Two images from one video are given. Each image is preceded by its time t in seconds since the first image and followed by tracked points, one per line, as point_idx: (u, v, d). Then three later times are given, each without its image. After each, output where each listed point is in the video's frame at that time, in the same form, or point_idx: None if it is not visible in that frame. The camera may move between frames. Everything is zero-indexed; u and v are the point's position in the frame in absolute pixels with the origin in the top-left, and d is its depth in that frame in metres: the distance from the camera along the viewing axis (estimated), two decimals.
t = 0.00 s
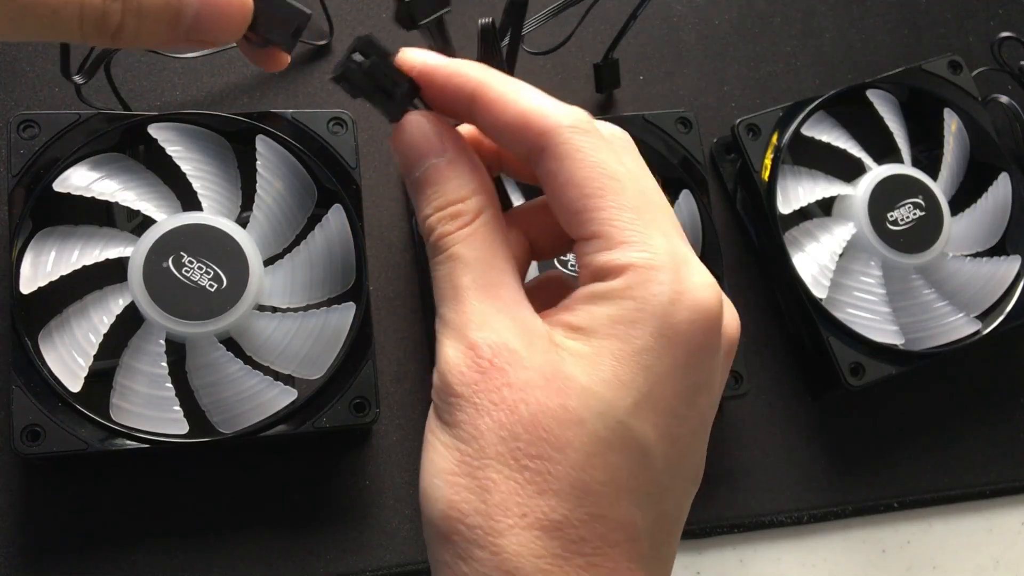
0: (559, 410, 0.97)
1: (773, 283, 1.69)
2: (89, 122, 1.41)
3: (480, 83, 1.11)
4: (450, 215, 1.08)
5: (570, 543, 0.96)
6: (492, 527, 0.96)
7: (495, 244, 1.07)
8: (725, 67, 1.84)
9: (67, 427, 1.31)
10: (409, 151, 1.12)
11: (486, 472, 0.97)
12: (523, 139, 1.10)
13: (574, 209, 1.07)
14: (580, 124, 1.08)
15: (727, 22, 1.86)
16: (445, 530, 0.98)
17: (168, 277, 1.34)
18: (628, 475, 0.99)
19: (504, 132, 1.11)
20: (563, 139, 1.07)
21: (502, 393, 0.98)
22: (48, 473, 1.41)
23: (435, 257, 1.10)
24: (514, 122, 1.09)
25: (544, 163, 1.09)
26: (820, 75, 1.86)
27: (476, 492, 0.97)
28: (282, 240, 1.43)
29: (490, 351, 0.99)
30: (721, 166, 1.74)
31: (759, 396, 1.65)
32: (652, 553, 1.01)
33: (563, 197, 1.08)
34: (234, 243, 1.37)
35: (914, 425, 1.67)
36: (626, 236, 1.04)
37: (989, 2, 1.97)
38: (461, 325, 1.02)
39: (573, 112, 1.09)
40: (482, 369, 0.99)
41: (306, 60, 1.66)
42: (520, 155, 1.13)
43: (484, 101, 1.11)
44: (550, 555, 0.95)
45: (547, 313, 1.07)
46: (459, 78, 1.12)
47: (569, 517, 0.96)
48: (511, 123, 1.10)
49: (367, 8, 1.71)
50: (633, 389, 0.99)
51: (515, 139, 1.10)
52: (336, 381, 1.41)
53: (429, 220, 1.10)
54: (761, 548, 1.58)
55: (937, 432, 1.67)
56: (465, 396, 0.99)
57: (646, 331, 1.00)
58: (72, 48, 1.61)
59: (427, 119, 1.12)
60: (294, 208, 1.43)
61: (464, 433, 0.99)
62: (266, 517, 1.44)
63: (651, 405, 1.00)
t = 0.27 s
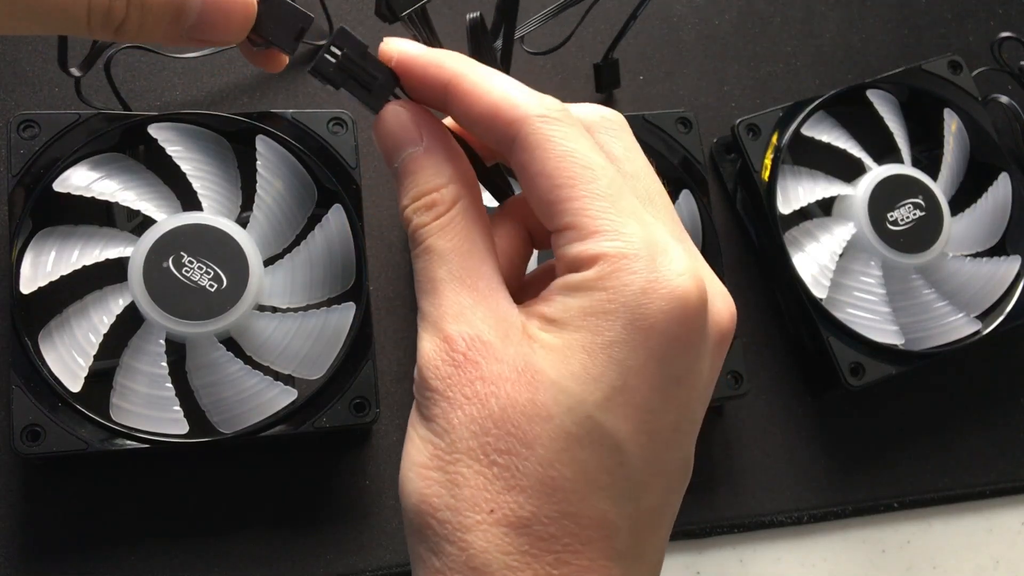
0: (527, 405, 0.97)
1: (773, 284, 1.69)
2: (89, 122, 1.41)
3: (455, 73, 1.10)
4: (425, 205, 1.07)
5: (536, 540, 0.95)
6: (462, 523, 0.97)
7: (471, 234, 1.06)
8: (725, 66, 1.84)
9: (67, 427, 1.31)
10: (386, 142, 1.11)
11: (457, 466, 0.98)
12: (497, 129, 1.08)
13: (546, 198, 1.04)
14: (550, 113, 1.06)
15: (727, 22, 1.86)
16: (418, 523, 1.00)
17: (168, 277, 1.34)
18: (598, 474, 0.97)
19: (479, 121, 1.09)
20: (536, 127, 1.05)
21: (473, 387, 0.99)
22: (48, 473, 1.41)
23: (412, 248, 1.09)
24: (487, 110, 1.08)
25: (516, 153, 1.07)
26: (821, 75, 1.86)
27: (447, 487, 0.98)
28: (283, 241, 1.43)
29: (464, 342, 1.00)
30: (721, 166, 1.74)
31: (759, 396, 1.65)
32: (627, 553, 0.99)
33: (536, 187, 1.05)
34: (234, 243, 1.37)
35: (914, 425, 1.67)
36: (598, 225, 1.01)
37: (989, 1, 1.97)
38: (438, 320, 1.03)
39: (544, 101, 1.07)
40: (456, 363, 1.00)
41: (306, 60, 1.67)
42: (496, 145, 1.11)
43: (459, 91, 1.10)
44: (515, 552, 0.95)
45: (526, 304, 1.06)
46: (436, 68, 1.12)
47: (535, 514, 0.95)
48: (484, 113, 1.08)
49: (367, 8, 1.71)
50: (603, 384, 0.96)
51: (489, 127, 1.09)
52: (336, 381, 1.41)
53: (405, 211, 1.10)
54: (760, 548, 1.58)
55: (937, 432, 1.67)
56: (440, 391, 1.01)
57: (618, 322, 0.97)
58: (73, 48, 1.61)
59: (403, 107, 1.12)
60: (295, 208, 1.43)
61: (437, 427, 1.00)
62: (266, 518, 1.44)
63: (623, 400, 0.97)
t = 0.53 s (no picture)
0: (518, 409, 0.97)
1: (773, 284, 1.69)
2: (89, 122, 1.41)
3: (443, 76, 1.10)
4: (415, 208, 1.07)
5: (527, 546, 0.95)
6: (453, 529, 0.97)
7: (462, 237, 1.06)
8: (725, 66, 1.84)
9: (67, 427, 1.31)
10: (375, 145, 1.11)
11: (449, 471, 0.98)
12: (487, 131, 1.08)
13: (536, 201, 1.04)
14: (539, 115, 1.06)
15: (727, 22, 1.86)
16: (410, 528, 1.00)
17: (168, 277, 1.34)
18: (589, 478, 0.96)
19: (468, 124, 1.09)
20: (525, 130, 1.05)
21: (464, 392, 0.99)
22: (48, 473, 1.41)
23: (403, 251, 1.09)
24: (476, 113, 1.08)
25: (506, 156, 1.07)
26: (821, 75, 1.86)
27: (439, 492, 0.98)
28: (283, 240, 1.43)
29: (455, 346, 1.00)
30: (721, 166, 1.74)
31: (759, 397, 1.65)
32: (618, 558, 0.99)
33: (526, 190, 1.05)
34: (234, 243, 1.37)
35: (914, 425, 1.67)
36: (588, 227, 1.01)
37: (989, 1, 1.97)
38: (428, 324, 1.03)
39: (533, 103, 1.07)
40: (447, 368, 1.00)
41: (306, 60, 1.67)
42: (485, 148, 1.11)
43: (448, 94, 1.10)
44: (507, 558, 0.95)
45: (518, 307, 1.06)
46: (424, 71, 1.11)
47: (526, 519, 0.95)
48: (474, 116, 1.08)
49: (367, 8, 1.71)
50: (594, 388, 0.96)
51: (479, 130, 1.09)
52: (336, 381, 1.41)
53: (395, 214, 1.10)
54: (760, 548, 1.58)
55: (937, 432, 1.67)
56: (431, 395, 1.01)
57: (608, 325, 0.97)
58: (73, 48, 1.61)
59: (391, 109, 1.11)
60: (295, 208, 1.43)
61: (429, 431, 1.00)
62: (266, 518, 1.44)
63: (614, 405, 0.96)
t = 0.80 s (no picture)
0: (517, 416, 0.97)
1: (773, 283, 1.69)
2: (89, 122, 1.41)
3: (441, 81, 1.10)
4: (413, 214, 1.07)
5: (526, 555, 0.95)
6: (452, 537, 0.97)
7: (460, 242, 1.06)
8: (725, 66, 1.84)
9: (67, 427, 1.31)
10: (374, 150, 1.11)
11: (447, 478, 0.98)
12: (486, 137, 1.08)
13: (535, 207, 1.04)
14: (538, 121, 1.06)
15: (727, 22, 1.86)
16: (407, 532, 1.00)
17: (168, 277, 1.34)
18: (590, 486, 0.96)
19: (467, 130, 1.09)
20: (524, 136, 1.05)
21: (463, 399, 0.99)
22: (48, 473, 1.41)
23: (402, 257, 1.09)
24: (474, 119, 1.08)
25: (504, 163, 1.07)
26: (820, 75, 1.86)
27: (438, 499, 0.98)
28: (283, 240, 1.43)
29: (455, 352, 1.01)
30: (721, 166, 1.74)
31: (759, 397, 1.65)
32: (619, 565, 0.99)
33: (525, 195, 1.05)
34: (234, 243, 1.37)
35: (914, 425, 1.67)
36: (587, 233, 1.01)
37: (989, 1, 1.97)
38: (427, 331, 1.03)
39: (532, 109, 1.08)
40: (446, 376, 1.00)
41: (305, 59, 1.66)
42: (484, 153, 1.11)
43: (446, 100, 1.10)
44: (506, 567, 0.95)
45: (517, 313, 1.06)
46: (422, 77, 1.11)
47: (525, 527, 0.95)
48: (472, 122, 1.08)
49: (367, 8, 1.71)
50: (594, 394, 0.96)
51: (477, 136, 1.09)
52: (336, 381, 1.41)
53: (394, 219, 1.10)
54: (760, 548, 1.58)
55: (937, 433, 1.67)
56: (430, 402, 1.01)
57: (608, 331, 0.97)
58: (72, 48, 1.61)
59: (390, 116, 1.12)
60: (295, 208, 1.43)
61: (428, 438, 1.00)
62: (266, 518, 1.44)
63: (614, 412, 0.96)
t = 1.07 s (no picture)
0: (513, 418, 0.97)
1: (773, 283, 1.69)
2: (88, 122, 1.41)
3: (438, 83, 1.10)
4: (410, 217, 1.07)
5: (522, 558, 0.95)
6: (448, 539, 0.97)
7: (457, 245, 1.07)
8: (725, 66, 1.84)
9: (67, 426, 1.31)
10: (371, 153, 1.12)
11: (443, 481, 0.98)
12: (482, 139, 1.08)
13: (531, 209, 1.04)
14: (534, 123, 1.06)
15: (727, 22, 1.86)
16: (404, 533, 1.00)
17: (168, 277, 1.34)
18: (586, 488, 0.96)
19: (463, 132, 1.09)
20: (520, 139, 1.05)
21: (459, 402, 0.99)
22: (48, 473, 1.41)
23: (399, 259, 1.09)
24: (470, 121, 1.08)
25: (500, 165, 1.07)
26: (820, 75, 1.86)
27: (434, 501, 0.98)
28: (282, 240, 1.43)
29: (451, 355, 1.01)
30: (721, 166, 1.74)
31: (759, 397, 1.65)
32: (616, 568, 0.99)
33: (521, 198, 1.05)
34: (234, 243, 1.37)
35: (914, 425, 1.67)
36: (584, 235, 1.01)
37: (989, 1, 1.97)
38: (423, 333, 1.03)
39: (528, 111, 1.07)
40: (442, 378, 1.00)
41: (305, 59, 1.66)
42: (480, 155, 1.11)
43: (442, 102, 1.10)
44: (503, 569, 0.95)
45: (513, 315, 1.06)
46: (418, 79, 1.11)
47: (521, 530, 0.95)
48: (468, 124, 1.08)
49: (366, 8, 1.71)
50: (590, 397, 0.96)
51: (473, 138, 1.09)
52: (336, 381, 1.41)
53: (391, 222, 1.10)
54: (760, 548, 1.58)
55: (937, 433, 1.67)
56: (426, 404, 1.01)
57: (604, 334, 0.97)
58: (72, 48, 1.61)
59: (386, 119, 1.12)
60: (295, 208, 1.43)
61: (424, 441, 1.00)
62: (266, 517, 1.44)
63: (610, 415, 0.96)
